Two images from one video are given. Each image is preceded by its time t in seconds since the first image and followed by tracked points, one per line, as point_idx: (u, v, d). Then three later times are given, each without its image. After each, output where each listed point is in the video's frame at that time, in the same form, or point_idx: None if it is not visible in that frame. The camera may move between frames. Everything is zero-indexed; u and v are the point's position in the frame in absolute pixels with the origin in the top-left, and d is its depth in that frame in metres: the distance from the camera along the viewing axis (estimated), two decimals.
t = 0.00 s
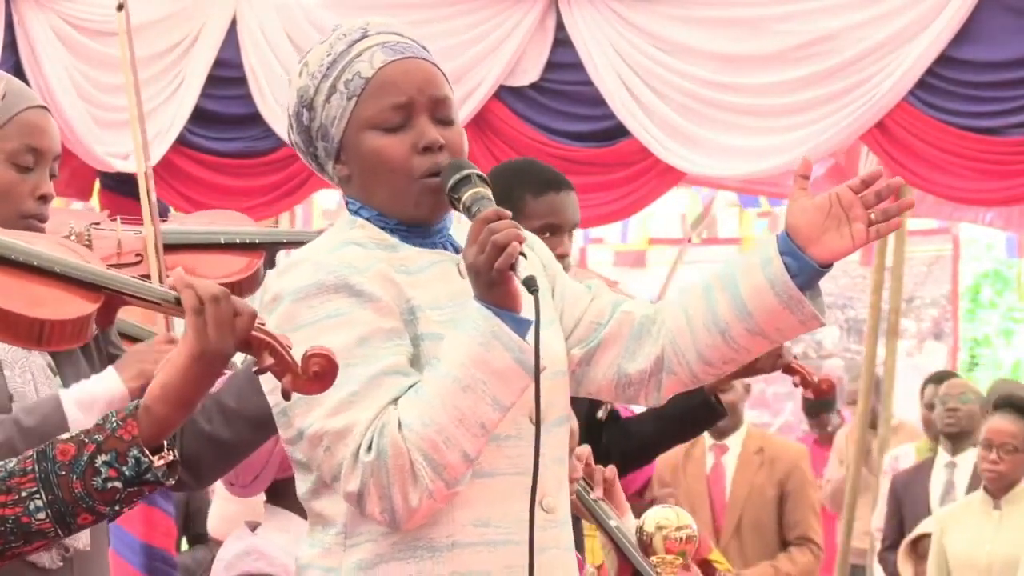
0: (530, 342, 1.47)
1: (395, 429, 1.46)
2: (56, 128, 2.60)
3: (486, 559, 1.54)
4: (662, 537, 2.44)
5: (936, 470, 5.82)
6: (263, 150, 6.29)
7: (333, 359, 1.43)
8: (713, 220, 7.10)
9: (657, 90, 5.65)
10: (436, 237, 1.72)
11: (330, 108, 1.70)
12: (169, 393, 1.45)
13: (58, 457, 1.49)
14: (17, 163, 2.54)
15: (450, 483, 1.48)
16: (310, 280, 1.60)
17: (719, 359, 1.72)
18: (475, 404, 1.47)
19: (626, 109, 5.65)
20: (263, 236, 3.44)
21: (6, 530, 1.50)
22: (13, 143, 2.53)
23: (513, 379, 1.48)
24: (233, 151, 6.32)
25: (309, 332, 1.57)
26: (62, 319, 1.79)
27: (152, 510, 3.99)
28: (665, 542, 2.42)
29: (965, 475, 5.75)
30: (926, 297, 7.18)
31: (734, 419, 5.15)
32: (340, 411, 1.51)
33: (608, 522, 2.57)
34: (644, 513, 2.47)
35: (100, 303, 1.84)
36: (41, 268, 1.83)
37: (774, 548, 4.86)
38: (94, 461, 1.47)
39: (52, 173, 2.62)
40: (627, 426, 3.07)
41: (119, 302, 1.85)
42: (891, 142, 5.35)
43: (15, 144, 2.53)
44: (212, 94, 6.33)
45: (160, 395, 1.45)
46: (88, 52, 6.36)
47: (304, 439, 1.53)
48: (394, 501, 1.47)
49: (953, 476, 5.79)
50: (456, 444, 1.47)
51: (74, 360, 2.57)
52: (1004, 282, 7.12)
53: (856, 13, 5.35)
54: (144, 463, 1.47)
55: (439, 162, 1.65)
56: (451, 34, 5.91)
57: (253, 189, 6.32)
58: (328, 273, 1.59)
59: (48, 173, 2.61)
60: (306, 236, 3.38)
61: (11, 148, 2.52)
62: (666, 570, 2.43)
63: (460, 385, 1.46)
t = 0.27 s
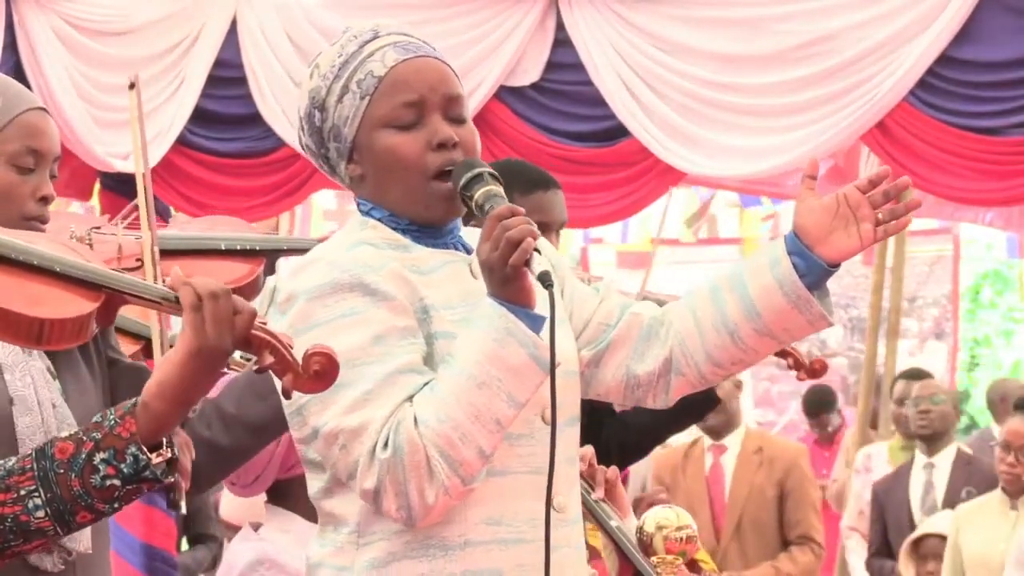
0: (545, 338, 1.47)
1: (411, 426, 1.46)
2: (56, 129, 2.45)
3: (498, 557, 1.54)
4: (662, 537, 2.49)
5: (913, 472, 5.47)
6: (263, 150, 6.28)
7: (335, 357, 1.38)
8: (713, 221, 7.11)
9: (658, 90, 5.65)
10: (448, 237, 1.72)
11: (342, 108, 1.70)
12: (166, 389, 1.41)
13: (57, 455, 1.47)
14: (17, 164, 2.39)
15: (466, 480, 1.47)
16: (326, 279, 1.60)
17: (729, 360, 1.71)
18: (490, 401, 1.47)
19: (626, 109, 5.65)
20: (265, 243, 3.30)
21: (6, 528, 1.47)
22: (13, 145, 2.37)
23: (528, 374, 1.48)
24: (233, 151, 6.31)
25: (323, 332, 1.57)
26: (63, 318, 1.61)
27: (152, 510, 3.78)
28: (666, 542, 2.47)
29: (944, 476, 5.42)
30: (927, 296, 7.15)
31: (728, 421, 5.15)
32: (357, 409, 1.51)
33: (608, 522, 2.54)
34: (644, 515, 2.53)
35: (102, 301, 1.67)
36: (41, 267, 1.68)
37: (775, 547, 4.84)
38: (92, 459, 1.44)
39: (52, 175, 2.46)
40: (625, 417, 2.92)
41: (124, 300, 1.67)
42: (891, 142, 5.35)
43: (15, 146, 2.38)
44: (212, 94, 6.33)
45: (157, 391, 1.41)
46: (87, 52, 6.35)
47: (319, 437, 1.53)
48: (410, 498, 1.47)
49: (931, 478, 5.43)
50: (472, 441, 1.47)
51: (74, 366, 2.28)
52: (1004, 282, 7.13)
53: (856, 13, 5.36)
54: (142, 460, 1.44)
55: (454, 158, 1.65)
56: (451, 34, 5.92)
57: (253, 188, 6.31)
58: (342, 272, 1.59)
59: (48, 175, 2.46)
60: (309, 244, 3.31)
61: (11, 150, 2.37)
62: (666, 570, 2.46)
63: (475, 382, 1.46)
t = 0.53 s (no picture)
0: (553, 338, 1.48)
1: (419, 425, 1.46)
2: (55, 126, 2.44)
3: (505, 558, 1.54)
4: (662, 536, 2.48)
5: (897, 474, 5.49)
6: (263, 149, 6.27)
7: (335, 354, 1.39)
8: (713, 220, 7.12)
9: (658, 90, 5.65)
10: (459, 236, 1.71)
11: (354, 106, 1.70)
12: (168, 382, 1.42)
13: (58, 450, 1.47)
14: (17, 163, 2.38)
15: (472, 480, 1.47)
16: (334, 279, 1.60)
17: (737, 364, 1.71)
18: (497, 400, 1.46)
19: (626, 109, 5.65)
20: (264, 243, 3.23)
21: (7, 524, 1.48)
22: (13, 143, 2.36)
23: (535, 375, 1.48)
24: (233, 151, 6.31)
25: (330, 332, 1.56)
26: (63, 314, 1.68)
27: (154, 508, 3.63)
28: (665, 542, 2.46)
29: (927, 475, 5.42)
30: (930, 296, 7.09)
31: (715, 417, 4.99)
32: (365, 408, 1.51)
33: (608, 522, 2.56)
34: (643, 513, 2.51)
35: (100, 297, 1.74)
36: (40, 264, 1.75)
37: (773, 541, 4.83)
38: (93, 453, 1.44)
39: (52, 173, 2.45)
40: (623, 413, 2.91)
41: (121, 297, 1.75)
42: (891, 141, 5.35)
43: (14, 143, 2.37)
44: (212, 94, 6.33)
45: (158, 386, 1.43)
46: (87, 51, 6.35)
47: (327, 437, 1.53)
48: (417, 497, 1.46)
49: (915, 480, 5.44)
50: (479, 440, 1.46)
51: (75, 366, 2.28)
52: (1004, 282, 7.11)
53: (856, 13, 5.36)
54: (143, 455, 1.44)
55: (464, 157, 1.65)
56: (451, 34, 5.92)
57: (252, 189, 6.31)
58: (351, 271, 1.59)
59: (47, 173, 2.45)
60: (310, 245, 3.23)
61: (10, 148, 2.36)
62: (666, 569, 2.48)
63: (482, 382, 1.46)
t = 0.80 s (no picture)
0: (549, 341, 1.47)
1: (413, 427, 1.46)
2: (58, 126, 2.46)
3: (503, 559, 1.54)
4: (661, 536, 2.45)
5: (896, 473, 5.48)
6: (262, 149, 6.27)
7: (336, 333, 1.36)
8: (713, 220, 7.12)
9: (659, 90, 5.64)
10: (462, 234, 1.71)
11: (358, 105, 1.70)
12: (174, 372, 1.44)
13: (66, 442, 1.51)
14: (21, 162, 2.38)
15: (468, 481, 1.46)
16: (333, 278, 1.60)
17: (741, 368, 1.71)
18: (492, 402, 1.46)
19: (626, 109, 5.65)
20: (269, 241, 3.23)
21: (17, 515, 1.53)
22: (16, 143, 2.37)
23: (530, 376, 1.48)
24: (233, 151, 6.31)
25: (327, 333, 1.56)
26: (64, 302, 1.68)
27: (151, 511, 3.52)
28: (666, 542, 2.43)
29: (926, 474, 5.41)
30: (930, 296, 7.05)
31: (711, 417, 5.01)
32: (361, 409, 1.51)
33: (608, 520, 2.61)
34: (643, 513, 2.48)
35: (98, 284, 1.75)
36: (38, 253, 1.72)
37: (768, 538, 4.83)
38: (102, 445, 1.48)
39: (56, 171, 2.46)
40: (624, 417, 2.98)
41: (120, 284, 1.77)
42: (891, 141, 5.34)
43: (18, 144, 2.38)
44: (212, 93, 6.33)
45: (163, 377, 1.45)
46: (86, 51, 6.34)
47: (324, 437, 1.53)
48: (412, 499, 1.46)
49: (914, 478, 5.43)
50: (473, 442, 1.46)
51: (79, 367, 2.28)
52: (1003, 282, 7.17)
53: (855, 13, 5.35)
54: (151, 446, 1.48)
55: (465, 156, 1.65)
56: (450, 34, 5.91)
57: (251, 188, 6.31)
58: (351, 272, 1.59)
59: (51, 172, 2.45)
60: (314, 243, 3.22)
61: (15, 148, 2.36)
62: (666, 569, 2.46)
63: (477, 383, 1.46)
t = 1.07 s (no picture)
0: (538, 344, 1.47)
1: (403, 432, 1.47)
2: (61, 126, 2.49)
3: (496, 564, 1.54)
4: (662, 537, 2.53)
5: (901, 473, 5.49)
6: (263, 149, 6.28)
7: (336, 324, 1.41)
8: (713, 220, 7.11)
9: (660, 90, 5.64)
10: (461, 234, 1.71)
11: (354, 105, 1.70)
12: (169, 362, 1.49)
13: (62, 437, 1.57)
14: (23, 164, 2.41)
15: (457, 486, 1.47)
16: (326, 281, 1.60)
17: (742, 370, 1.71)
18: (482, 407, 1.46)
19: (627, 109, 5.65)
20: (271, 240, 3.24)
21: (16, 511, 1.60)
22: (19, 144, 2.40)
23: (519, 380, 1.48)
24: (233, 151, 6.31)
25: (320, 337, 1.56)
26: (59, 298, 1.68)
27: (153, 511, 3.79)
28: (666, 542, 2.51)
29: (931, 477, 5.42)
30: (930, 295, 7.10)
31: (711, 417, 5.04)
32: (352, 414, 1.51)
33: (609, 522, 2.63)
34: (644, 515, 2.55)
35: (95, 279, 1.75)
36: (34, 248, 1.74)
37: (761, 541, 4.84)
38: (96, 438, 1.54)
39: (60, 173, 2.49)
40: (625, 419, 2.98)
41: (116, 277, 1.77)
42: (891, 142, 5.35)
43: (21, 144, 2.41)
44: (212, 94, 6.33)
45: (158, 368, 1.50)
46: (86, 52, 6.35)
47: (317, 441, 1.54)
48: (402, 503, 1.47)
49: (919, 480, 5.44)
50: (463, 446, 1.46)
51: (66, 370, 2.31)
52: (1004, 282, 7.14)
53: (855, 13, 5.36)
54: (147, 437, 1.54)
55: (461, 157, 1.65)
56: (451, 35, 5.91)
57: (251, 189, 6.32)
58: (344, 275, 1.60)
59: (54, 173, 2.48)
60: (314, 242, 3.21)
61: (16, 149, 2.39)
62: (667, 570, 2.51)
63: (467, 388, 1.46)
